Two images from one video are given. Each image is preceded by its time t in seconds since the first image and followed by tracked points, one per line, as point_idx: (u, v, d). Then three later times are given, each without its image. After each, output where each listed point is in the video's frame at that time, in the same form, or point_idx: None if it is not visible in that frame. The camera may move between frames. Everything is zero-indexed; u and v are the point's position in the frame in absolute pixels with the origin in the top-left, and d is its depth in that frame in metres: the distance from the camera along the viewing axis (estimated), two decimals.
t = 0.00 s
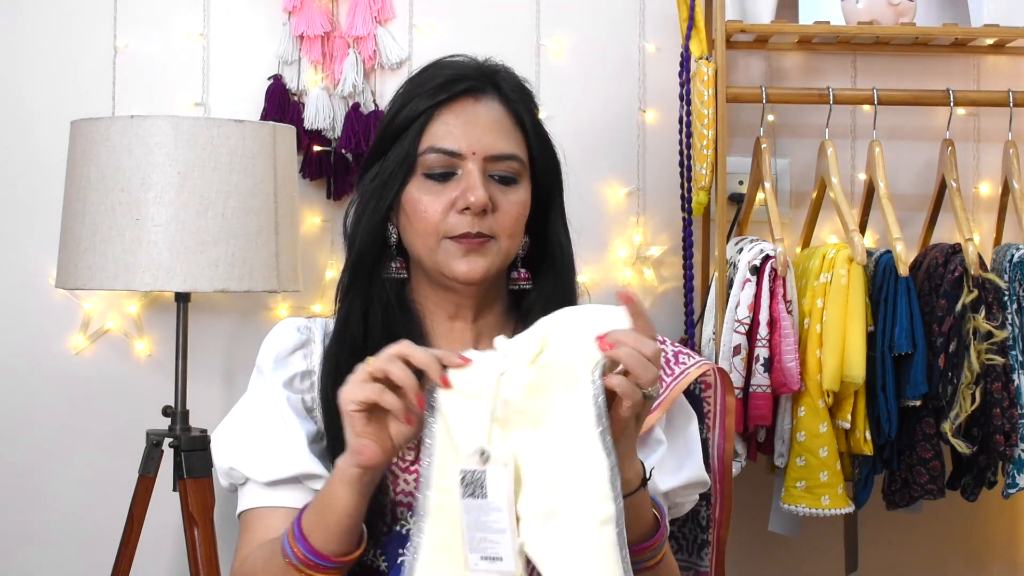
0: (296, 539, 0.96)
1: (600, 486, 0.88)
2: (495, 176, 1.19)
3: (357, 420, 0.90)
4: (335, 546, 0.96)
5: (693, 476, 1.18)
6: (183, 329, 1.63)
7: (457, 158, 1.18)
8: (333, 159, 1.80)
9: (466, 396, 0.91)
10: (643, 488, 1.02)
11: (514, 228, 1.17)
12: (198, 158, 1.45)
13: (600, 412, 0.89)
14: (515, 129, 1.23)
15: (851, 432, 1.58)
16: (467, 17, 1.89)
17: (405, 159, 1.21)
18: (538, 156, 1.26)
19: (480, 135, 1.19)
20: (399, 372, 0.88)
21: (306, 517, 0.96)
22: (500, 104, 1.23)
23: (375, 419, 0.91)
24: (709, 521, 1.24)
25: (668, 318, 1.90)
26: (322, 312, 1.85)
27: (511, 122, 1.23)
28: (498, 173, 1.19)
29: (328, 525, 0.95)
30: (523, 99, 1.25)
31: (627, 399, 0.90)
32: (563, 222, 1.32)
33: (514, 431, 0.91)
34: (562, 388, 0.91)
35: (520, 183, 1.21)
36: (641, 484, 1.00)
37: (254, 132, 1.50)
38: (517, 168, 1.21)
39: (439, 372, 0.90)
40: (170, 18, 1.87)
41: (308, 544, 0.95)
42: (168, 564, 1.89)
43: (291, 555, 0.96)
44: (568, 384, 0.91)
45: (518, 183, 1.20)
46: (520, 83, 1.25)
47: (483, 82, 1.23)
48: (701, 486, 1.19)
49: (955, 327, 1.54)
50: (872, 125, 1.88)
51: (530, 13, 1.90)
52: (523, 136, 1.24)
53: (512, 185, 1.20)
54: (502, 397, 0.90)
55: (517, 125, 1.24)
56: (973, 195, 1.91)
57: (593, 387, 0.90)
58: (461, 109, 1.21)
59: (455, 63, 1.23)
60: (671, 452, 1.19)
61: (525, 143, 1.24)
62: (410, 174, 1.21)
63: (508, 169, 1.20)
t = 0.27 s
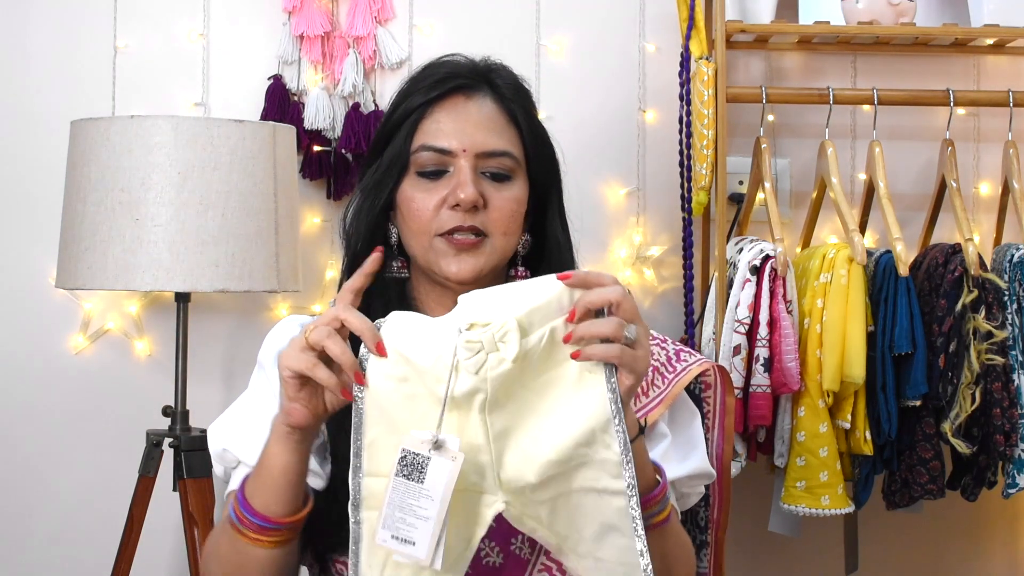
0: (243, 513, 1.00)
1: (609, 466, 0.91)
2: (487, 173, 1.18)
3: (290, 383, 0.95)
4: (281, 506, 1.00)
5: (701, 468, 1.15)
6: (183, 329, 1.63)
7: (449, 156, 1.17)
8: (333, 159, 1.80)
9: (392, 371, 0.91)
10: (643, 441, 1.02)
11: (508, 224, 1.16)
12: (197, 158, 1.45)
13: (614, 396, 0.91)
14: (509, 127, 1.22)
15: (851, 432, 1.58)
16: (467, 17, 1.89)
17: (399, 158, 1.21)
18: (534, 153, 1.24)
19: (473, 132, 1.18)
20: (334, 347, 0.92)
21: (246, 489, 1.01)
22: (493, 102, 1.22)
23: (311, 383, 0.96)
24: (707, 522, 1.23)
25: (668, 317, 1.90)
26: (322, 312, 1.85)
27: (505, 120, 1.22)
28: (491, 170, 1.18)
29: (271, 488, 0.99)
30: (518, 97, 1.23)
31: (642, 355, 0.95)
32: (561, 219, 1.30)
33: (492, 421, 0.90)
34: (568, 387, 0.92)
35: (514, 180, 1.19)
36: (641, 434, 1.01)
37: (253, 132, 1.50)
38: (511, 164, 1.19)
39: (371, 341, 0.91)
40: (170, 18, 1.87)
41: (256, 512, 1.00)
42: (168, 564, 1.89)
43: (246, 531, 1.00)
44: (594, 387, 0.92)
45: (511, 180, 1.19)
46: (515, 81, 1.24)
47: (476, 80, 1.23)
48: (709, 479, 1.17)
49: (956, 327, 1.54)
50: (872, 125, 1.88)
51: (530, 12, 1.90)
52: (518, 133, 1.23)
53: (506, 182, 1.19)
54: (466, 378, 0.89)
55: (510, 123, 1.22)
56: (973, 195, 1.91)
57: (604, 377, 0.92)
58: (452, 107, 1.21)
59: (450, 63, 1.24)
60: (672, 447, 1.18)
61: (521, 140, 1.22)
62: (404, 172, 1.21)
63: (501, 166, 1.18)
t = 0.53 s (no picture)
0: (190, 464, 0.96)
1: (624, 451, 0.88)
2: (485, 172, 1.18)
3: (278, 352, 0.91)
4: (229, 465, 0.95)
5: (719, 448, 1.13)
6: (183, 329, 1.63)
7: (446, 155, 1.17)
8: (333, 159, 1.80)
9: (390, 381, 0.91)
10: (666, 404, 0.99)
11: (506, 224, 1.15)
12: (197, 158, 1.45)
13: (621, 375, 0.91)
14: (508, 126, 1.21)
15: (851, 432, 1.58)
16: (466, 17, 1.89)
17: (399, 158, 1.22)
18: (533, 152, 1.23)
19: (470, 132, 1.17)
20: (340, 352, 0.88)
21: (198, 437, 0.97)
22: (491, 101, 1.22)
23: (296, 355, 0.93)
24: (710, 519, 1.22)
25: (668, 317, 1.90)
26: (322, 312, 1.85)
27: (503, 118, 1.21)
28: (489, 169, 1.18)
29: (221, 446, 0.95)
30: (516, 95, 1.23)
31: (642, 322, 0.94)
32: (561, 217, 1.29)
33: (500, 408, 0.90)
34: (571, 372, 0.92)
35: (512, 179, 1.19)
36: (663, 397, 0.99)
37: (253, 131, 1.50)
38: (509, 163, 1.19)
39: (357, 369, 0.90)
40: (170, 18, 1.87)
41: (202, 464, 0.95)
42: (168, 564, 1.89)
43: (189, 479, 0.96)
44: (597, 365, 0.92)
45: (510, 179, 1.19)
46: (514, 80, 1.24)
47: (475, 80, 1.22)
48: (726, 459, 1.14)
49: (955, 327, 1.54)
50: (872, 125, 1.88)
51: (530, 13, 1.90)
52: (516, 132, 1.22)
53: (505, 181, 1.18)
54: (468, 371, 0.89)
55: (509, 122, 1.22)
56: (973, 195, 1.91)
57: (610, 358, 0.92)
58: (451, 106, 1.21)
59: (449, 62, 1.24)
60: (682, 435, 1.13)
61: (519, 139, 1.22)
62: (403, 172, 1.22)
63: (499, 166, 1.18)
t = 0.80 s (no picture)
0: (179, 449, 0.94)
1: (593, 451, 0.88)
2: (486, 171, 1.17)
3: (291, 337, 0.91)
4: (221, 454, 0.94)
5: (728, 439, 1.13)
6: (183, 329, 1.63)
7: (447, 154, 1.17)
8: (333, 159, 1.80)
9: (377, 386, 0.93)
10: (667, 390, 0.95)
11: (507, 222, 1.15)
12: (198, 157, 1.45)
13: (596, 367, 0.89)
14: (509, 125, 1.21)
15: (851, 432, 1.58)
16: (466, 17, 1.89)
17: (400, 157, 1.22)
18: (534, 150, 1.23)
19: (472, 130, 1.17)
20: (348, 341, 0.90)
21: (188, 421, 0.96)
22: (493, 100, 1.22)
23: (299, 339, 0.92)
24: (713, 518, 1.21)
25: (668, 318, 1.90)
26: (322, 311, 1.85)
27: (505, 117, 1.21)
28: (490, 167, 1.17)
29: (212, 433, 0.94)
30: (518, 94, 1.22)
31: (620, 317, 0.89)
32: (563, 215, 1.28)
33: (488, 392, 0.92)
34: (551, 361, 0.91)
35: (514, 178, 1.19)
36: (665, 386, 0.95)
37: (253, 131, 1.50)
38: (510, 162, 1.19)
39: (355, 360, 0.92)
40: (170, 18, 1.87)
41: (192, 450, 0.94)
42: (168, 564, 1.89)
43: (176, 465, 0.95)
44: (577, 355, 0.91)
45: (511, 178, 1.18)
46: (516, 79, 1.23)
47: (476, 79, 1.23)
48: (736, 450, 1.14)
49: (955, 327, 1.54)
50: (872, 125, 1.88)
51: (530, 13, 1.90)
52: (518, 131, 1.22)
53: (506, 179, 1.18)
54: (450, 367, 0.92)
55: (510, 121, 1.22)
56: (973, 195, 1.91)
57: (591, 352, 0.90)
58: (452, 105, 1.21)
59: (452, 62, 1.24)
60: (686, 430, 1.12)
61: (521, 138, 1.21)
62: (404, 171, 1.22)
63: (500, 164, 1.18)
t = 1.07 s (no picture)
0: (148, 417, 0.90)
1: (589, 481, 0.89)
2: (488, 172, 1.17)
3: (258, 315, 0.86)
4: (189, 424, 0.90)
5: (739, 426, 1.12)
6: (183, 329, 1.63)
7: (449, 154, 1.17)
8: (333, 159, 1.80)
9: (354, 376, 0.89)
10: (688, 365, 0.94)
11: (508, 223, 1.15)
12: (198, 158, 1.45)
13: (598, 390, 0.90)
14: (513, 126, 1.21)
15: (851, 432, 1.58)
16: (466, 17, 1.89)
17: (403, 158, 1.23)
18: (537, 151, 1.23)
19: (474, 131, 1.17)
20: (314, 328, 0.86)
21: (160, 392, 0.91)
22: (497, 100, 1.22)
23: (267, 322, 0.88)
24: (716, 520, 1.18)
25: (668, 317, 1.90)
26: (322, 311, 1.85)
27: (508, 118, 1.21)
28: (491, 168, 1.18)
29: (183, 404, 0.89)
30: (521, 95, 1.22)
31: (592, 338, 0.86)
32: (567, 216, 1.29)
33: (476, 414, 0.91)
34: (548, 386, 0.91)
35: (516, 179, 1.19)
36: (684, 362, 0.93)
37: (254, 132, 1.50)
38: (512, 163, 1.19)
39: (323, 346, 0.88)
40: (170, 18, 1.87)
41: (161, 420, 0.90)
42: (168, 563, 1.89)
43: (144, 434, 0.91)
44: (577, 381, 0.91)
45: (512, 179, 1.18)
46: (521, 79, 1.23)
47: (480, 79, 1.23)
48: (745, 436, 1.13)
49: (955, 327, 1.54)
50: (873, 125, 1.88)
51: (530, 13, 1.89)
52: (521, 132, 1.22)
53: (508, 180, 1.18)
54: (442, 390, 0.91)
55: (513, 121, 1.21)
56: (973, 195, 1.91)
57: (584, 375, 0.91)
58: (455, 105, 1.21)
59: (457, 62, 1.24)
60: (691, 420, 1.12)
61: (524, 139, 1.21)
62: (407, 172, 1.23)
63: (503, 165, 1.18)
